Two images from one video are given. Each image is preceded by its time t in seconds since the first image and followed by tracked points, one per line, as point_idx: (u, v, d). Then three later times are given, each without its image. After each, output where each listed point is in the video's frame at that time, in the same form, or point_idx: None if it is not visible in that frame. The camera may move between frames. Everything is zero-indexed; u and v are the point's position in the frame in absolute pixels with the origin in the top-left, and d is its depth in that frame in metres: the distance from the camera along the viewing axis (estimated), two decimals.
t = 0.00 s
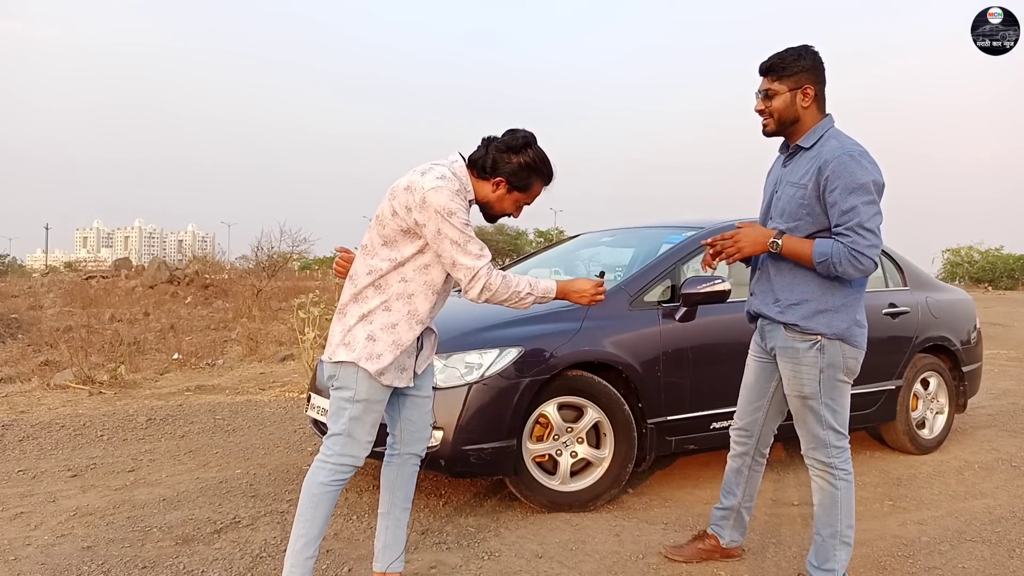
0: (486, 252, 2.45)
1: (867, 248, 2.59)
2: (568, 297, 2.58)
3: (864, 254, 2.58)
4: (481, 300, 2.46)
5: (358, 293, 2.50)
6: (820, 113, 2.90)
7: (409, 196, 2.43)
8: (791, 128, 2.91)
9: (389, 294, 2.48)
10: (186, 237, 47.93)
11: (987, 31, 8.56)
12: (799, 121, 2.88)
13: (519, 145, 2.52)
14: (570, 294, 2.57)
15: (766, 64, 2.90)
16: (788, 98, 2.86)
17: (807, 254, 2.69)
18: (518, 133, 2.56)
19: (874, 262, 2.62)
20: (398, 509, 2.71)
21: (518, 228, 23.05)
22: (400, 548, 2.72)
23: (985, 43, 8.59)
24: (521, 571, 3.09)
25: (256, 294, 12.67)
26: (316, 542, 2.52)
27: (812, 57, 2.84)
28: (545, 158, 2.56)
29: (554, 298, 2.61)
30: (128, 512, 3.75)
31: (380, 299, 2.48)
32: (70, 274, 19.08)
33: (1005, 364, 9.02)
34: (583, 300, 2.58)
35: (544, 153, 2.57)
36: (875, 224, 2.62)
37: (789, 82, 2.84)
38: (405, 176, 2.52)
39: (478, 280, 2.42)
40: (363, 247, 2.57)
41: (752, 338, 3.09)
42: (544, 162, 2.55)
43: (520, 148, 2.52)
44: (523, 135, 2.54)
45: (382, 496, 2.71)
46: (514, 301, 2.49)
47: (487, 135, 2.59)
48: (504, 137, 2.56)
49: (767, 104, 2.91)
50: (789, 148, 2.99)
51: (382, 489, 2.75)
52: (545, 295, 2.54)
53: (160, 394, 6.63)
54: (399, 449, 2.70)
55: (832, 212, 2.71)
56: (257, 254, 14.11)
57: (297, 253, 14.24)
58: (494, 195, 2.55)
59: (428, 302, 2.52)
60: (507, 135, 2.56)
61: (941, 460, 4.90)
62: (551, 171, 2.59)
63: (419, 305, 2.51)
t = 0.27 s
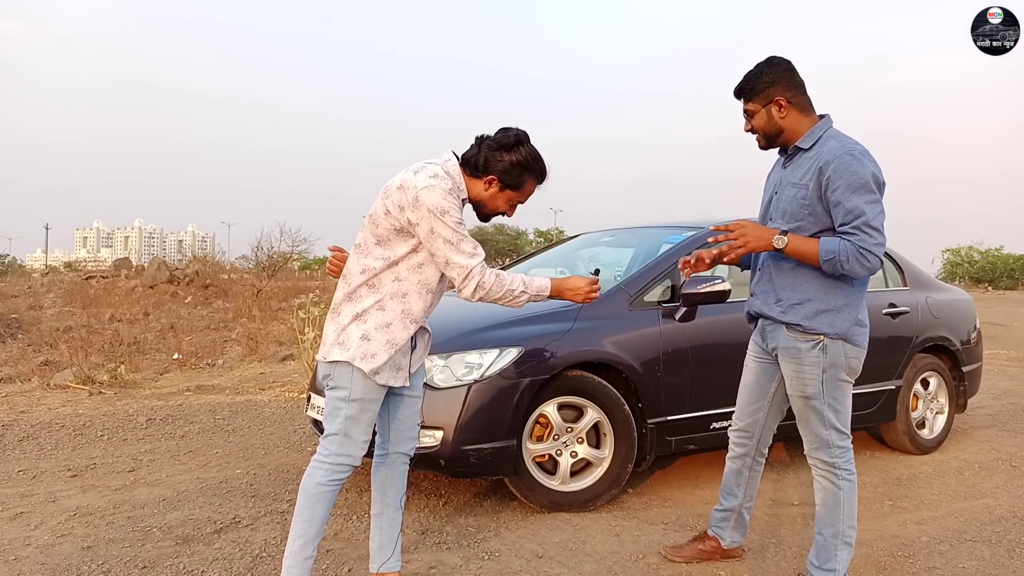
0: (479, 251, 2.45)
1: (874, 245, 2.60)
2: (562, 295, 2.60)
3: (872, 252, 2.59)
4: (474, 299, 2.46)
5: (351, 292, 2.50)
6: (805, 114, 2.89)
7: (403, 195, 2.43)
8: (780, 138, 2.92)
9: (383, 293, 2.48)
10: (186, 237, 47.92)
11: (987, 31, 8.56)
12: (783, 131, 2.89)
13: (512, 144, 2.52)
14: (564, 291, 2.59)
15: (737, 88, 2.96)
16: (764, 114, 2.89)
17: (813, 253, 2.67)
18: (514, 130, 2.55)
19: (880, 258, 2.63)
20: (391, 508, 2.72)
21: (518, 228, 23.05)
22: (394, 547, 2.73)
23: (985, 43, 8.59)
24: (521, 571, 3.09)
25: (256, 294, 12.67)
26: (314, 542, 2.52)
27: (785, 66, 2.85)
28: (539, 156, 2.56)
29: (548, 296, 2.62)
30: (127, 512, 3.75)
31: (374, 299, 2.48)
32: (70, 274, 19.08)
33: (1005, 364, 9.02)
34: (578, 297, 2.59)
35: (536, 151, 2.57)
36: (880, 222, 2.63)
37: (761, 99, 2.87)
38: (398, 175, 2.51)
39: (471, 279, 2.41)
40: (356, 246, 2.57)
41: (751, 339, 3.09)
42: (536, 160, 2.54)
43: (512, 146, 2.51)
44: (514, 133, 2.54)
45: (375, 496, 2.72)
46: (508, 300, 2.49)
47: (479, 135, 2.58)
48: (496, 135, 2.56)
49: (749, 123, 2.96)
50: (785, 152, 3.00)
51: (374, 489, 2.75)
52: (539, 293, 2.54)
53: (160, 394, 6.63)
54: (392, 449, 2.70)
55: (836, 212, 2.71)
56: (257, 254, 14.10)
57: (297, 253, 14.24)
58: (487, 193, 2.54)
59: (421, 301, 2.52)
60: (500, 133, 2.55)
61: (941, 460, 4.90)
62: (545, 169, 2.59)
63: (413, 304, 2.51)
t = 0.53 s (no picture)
0: (473, 252, 2.45)
1: (875, 242, 2.60)
2: (557, 297, 2.59)
3: (873, 249, 2.59)
4: (468, 300, 2.46)
5: (346, 293, 2.50)
6: (801, 116, 2.89)
7: (398, 195, 2.43)
8: (776, 138, 2.92)
9: (378, 294, 2.48)
10: (186, 237, 47.92)
11: (987, 31, 8.56)
12: (780, 129, 2.89)
13: (507, 145, 2.52)
14: (558, 295, 2.58)
15: (734, 89, 2.96)
16: (761, 112, 2.90)
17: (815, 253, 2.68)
18: (510, 133, 2.56)
19: (881, 255, 2.63)
20: (390, 509, 2.72)
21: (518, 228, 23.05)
22: (393, 548, 2.73)
23: (985, 43, 8.59)
24: (521, 571, 3.09)
25: (256, 294, 12.67)
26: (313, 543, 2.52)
27: (782, 66, 2.86)
28: (535, 159, 2.57)
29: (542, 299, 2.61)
30: (127, 512, 3.75)
31: (369, 299, 2.48)
32: (70, 274, 19.08)
33: (1005, 364, 9.02)
34: (571, 301, 2.59)
35: (532, 153, 2.58)
36: (880, 219, 2.63)
37: (758, 96, 2.88)
38: (393, 175, 2.51)
39: (465, 280, 2.41)
40: (351, 246, 2.57)
41: (748, 339, 3.09)
42: (532, 162, 2.55)
43: (508, 148, 2.52)
44: (510, 135, 2.54)
45: (373, 497, 2.72)
46: (502, 301, 2.49)
47: (476, 136, 2.59)
48: (493, 137, 2.56)
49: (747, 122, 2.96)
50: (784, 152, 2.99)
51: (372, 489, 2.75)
52: (533, 295, 2.54)
53: (160, 394, 6.63)
54: (389, 449, 2.70)
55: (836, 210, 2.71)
56: (257, 253, 14.10)
57: (297, 253, 14.24)
58: (482, 195, 2.54)
59: (416, 302, 2.52)
60: (496, 135, 2.56)
61: (941, 460, 4.90)
62: (541, 172, 2.60)
63: (407, 305, 2.51)
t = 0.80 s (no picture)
0: (472, 252, 2.45)
1: (869, 242, 2.59)
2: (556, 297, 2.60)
3: (866, 248, 2.58)
4: (467, 300, 2.45)
5: (347, 293, 2.51)
6: (800, 116, 2.89)
7: (397, 195, 2.43)
8: (774, 135, 2.92)
9: (378, 294, 2.48)
10: (186, 237, 47.93)
11: (986, 31, 8.55)
12: (779, 127, 2.89)
13: (506, 145, 2.51)
14: (558, 294, 2.59)
15: (737, 83, 2.96)
16: (761, 109, 2.90)
17: (810, 250, 2.69)
18: (510, 133, 2.55)
19: (876, 254, 2.62)
20: (391, 508, 2.72)
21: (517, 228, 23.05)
22: (394, 548, 2.73)
23: (985, 43, 8.59)
24: (521, 571, 3.09)
25: (256, 294, 12.67)
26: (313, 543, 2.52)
27: (784, 64, 2.86)
28: (535, 159, 2.57)
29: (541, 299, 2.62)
30: (127, 512, 3.75)
31: (369, 300, 2.48)
32: (70, 274, 19.09)
33: (1005, 364, 9.02)
34: (571, 300, 2.59)
35: (532, 153, 2.57)
36: (874, 218, 2.63)
37: (759, 93, 2.88)
38: (393, 175, 2.51)
39: (464, 280, 2.41)
40: (351, 247, 2.57)
41: (745, 338, 3.09)
42: (531, 162, 2.54)
43: (507, 148, 2.51)
44: (510, 135, 2.54)
45: (374, 497, 2.72)
46: (501, 301, 2.49)
47: (476, 136, 2.59)
48: (492, 136, 2.56)
49: (746, 119, 2.96)
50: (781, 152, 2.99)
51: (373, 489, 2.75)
52: (532, 295, 2.54)
53: (160, 394, 6.63)
54: (390, 449, 2.70)
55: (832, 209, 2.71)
56: (257, 253, 14.11)
57: (297, 253, 14.25)
58: (482, 194, 2.55)
59: (416, 302, 2.52)
60: (495, 135, 2.55)
61: (941, 460, 4.90)
62: (540, 172, 2.60)
63: (407, 305, 2.50)
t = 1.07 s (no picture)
0: (472, 252, 2.45)
1: (863, 241, 2.59)
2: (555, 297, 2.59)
3: (860, 247, 2.57)
4: (467, 300, 2.45)
5: (349, 294, 2.51)
6: (800, 116, 2.89)
7: (397, 195, 2.43)
8: (774, 134, 2.92)
9: (379, 295, 2.48)
10: (185, 237, 47.93)
11: (987, 31, 8.55)
12: (779, 126, 2.90)
13: (507, 145, 2.52)
14: (558, 295, 2.59)
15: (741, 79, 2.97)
16: (762, 107, 2.90)
17: (805, 247, 2.69)
18: (510, 133, 2.55)
19: (871, 254, 2.61)
20: (393, 508, 2.72)
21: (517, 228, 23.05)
22: (396, 548, 2.72)
23: (985, 43, 8.59)
24: (521, 571, 3.09)
25: (256, 294, 12.67)
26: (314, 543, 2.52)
27: (786, 63, 2.86)
28: (536, 159, 2.56)
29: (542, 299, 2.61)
30: (127, 512, 3.75)
31: (370, 300, 2.48)
32: (70, 274, 19.09)
33: (1005, 364, 9.02)
34: (571, 301, 2.59)
35: (532, 152, 2.57)
36: (870, 218, 2.62)
37: (760, 91, 2.88)
38: (393, 176, 2.52)
39: (464, 280, 2.41)
40: (352, 248, 2.57)
41: (744, 338, 3.09)
42: (532, 162, 2.54)
43: (507, 148, 2.51)
44: (510, 134, 2.54)
45: (376, 497, 2.72)
46: (500, 301, 2.49)
47: (476, 136, 2.59)
48: (492, 137, 2.56)
49: (747, 117, 2.96)
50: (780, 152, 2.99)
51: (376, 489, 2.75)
52: (531, 296, 2.53)
53: (160, 394, 6.63)
54: (392, 449, 2.70)
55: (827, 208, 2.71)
56: (257, 253, 14.11)
57: (297, 253, 14.26)
58: (482, 194, 2.55)
59: (417, 303, 2.52)
60: (495, 135, 2.56)
61: (941, 460, 4.90)
62: (541, 172, 2.59)
63: (409, 305, 2.50)
